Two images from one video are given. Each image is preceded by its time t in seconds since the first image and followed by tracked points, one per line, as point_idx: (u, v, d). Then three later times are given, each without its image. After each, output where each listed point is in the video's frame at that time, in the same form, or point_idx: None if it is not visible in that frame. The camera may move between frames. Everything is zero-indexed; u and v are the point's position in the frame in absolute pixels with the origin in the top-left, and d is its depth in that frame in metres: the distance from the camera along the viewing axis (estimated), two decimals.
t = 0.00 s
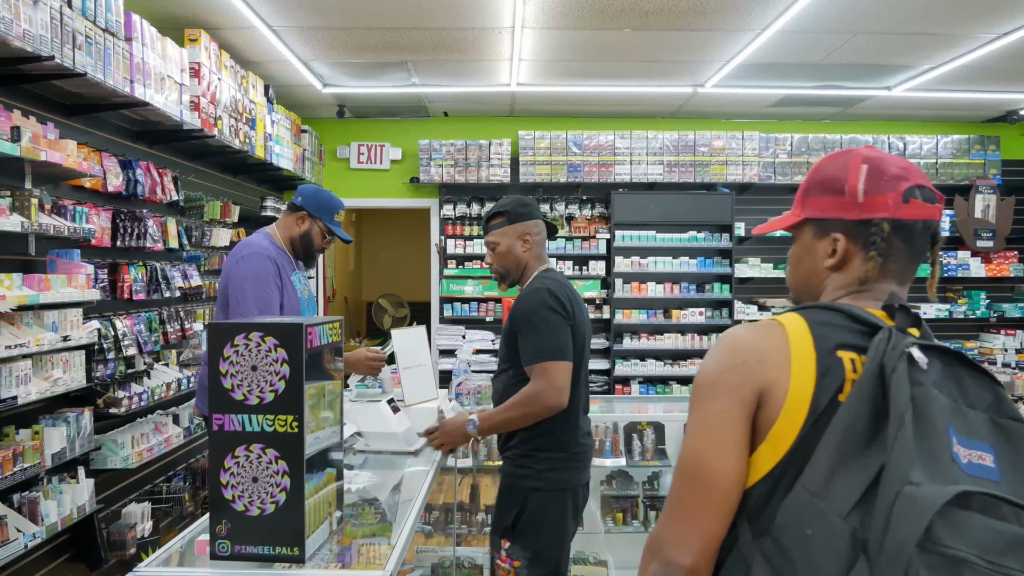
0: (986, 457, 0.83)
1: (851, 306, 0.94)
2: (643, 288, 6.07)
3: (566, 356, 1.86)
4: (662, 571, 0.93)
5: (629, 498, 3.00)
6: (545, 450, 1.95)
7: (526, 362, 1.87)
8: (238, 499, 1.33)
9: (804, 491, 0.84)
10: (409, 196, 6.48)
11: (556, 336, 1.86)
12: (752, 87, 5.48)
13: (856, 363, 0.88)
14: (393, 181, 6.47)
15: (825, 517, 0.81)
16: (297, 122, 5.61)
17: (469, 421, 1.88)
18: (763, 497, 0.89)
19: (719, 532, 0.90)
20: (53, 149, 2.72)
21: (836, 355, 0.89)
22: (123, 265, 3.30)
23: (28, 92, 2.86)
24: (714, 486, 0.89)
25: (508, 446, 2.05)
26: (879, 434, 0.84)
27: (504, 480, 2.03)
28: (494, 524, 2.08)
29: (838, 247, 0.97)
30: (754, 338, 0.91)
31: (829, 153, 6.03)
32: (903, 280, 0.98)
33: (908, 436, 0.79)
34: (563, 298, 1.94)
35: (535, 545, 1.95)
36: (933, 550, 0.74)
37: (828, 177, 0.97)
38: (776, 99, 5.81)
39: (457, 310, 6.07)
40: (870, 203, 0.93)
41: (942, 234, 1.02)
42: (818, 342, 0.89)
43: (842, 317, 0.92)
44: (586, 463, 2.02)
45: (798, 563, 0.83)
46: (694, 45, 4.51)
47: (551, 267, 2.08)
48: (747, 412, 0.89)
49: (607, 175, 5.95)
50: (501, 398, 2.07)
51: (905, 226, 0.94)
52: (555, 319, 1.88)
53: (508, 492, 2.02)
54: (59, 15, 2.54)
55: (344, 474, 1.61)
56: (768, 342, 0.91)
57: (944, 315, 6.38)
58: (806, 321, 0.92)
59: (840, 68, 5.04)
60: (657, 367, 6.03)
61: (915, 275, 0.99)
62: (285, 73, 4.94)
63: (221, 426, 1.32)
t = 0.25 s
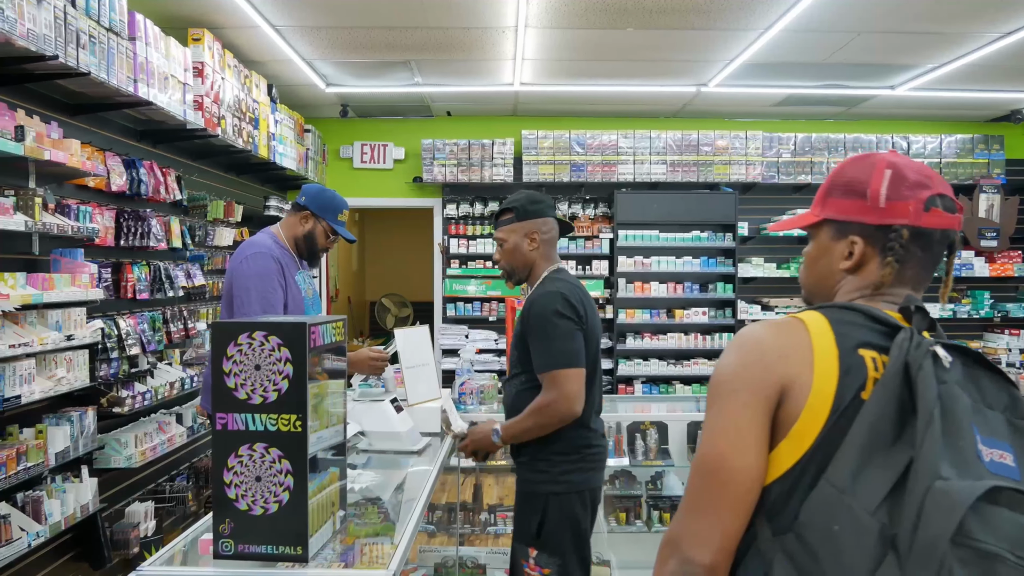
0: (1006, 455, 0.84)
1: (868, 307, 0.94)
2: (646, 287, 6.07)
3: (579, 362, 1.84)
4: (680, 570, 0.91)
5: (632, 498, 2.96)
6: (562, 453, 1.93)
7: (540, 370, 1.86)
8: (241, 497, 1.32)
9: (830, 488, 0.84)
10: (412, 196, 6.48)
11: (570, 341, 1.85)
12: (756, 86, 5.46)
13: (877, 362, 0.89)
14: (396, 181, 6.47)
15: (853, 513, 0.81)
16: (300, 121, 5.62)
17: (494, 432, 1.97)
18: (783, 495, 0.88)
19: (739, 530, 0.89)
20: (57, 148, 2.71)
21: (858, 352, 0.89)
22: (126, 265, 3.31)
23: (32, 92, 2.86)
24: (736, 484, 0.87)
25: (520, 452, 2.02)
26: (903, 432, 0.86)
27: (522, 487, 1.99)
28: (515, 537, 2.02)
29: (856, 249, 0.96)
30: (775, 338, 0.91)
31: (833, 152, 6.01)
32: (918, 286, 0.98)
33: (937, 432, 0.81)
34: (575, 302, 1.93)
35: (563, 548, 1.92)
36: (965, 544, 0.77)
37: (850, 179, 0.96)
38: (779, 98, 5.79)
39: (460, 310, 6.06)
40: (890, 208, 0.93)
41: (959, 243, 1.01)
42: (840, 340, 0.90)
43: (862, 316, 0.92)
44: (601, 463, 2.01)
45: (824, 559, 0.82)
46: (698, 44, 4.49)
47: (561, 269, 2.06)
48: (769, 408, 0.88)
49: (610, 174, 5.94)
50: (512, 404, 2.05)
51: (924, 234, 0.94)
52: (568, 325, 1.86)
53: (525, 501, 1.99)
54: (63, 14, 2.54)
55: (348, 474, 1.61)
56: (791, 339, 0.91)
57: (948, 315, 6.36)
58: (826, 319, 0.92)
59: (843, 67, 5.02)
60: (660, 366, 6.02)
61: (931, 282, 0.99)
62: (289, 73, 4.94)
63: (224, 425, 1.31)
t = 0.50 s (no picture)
0: None
1: (883, 306, 0.93)
2: (649, 287, 6.06)
3: (595, 374, 1.77)
4: (695, 564, 0.91)
5: (635, 498, 2.93)
6: (581, 457, 1.87)
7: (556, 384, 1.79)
8: (244, 497, 1.32)
9: (846, 482, 0.83)
10: (415, 196, 6.48)
11: (585, 353, 1.77)
12: (759, 86, 5.45)
13: (892, 358, 0.89)
14: (399, 181, 6.47)
15: (870, 506, 0.81)
16: (304, 122, 5.62)
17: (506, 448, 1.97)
18: (798, 489, 0.88)
19: (753, 524, 0.89)
20: (60, 148, 2.72)
21: (874, 347, 0.88)
22: (130, 265, 3.31)
23: (36, 92, 2.87)
24: (751, 477, 0.87)
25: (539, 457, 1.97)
26: (919, 426, 0.85)
27: (540, 491, 1.95)
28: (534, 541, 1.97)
29: (871, 250, 0.95)
30: (789, 334, 0.90)
31: (836, 152, 6.00)
32: (933, 288, 0.98)
33: (955, 426, 0.80)
34: (591, 313, 1.84)
35: (584, 554, 1.87)
36: (983, 535, 0.77)
37: (866, 182, 0.96)
38: (782, 98, 5.78)
39: (463, 310, 6.06)
40: (906, 209, 0.92)
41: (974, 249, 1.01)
42: (855, 335, 0.89)
43: (876, 313, 0.92)
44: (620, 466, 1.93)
45: (840, 553, 0.82)
46: (701, 44, 4.48)
47: (575, 274, 1.98)
48: (783, 402, 0.88)
49: (613, 174, 5.94)
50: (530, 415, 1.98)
51: (938, 236, 0.93)
52: (584, 338, 1.78)
53: (545, 505, 1.94)
54: (67, 14, 2.54)
55: (350, 473, 1.60)
56: (805, 333, 0.90)
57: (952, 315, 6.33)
58: (841, 315, 0.92)
59: (847, 67, 5.01)
60: (663, 367, 6.01)
61: (945, 286, 0.98)
62: (292, 73, 4.94)
63: (227, 425, 1.31)
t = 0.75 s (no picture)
0: None
1: (890, 304, 0.93)
2: (652, 287, 6.06)
3: (605, 387, 1.72)
4: (702, 563, 0.90)
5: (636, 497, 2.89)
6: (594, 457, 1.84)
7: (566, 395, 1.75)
8: (246, 496, 1.32)
9: (853, 479, 0.83)
10: (418, 195, 6.48)
11: (595, 366, 1.72)
12: (762, 86, 5.44)
13: (899, 356, 0.88)
14: (401, 180, 6.46)
15: (878, 504, 0.81)
16: (306, 121, 5.62)
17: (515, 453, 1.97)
18: (805, 487, 0.88)
19: (760, 523, 0.89)
20: (63, 147, 2.72)
21: (880, 345, 0.88)
22: (133, 264, 3.31)
23: (39, 92, 2.87)
24: (758, 476, 0.87)
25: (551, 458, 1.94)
26: (927, 423, 0.85)
27: (553, 492, 1.92)
28: (546, 541, 1.96)
29: (878, 249, 0.95)
30: (795, 332, 0.89)
31: (839, 151, 5.98)
32: (941, 286, 0.97)
33: (962, 422, 0.80)
34: (603, 322, 1.78)
35: (596, 556, 1.86)
36: (991, 532, 0.77)
37: (872, 180, 0.95)
38: (785, 97, 5.76)
39: (466, 310, 6.06)
40: (912, 208, 0.91)
41: (983, 245, 1.00)
42: (861, 332, 0.89)
43: (882, 311, 0.91)
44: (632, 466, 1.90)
45: (849, 551, 0.82)
46: (704, 43, 4.47)
47: (587, 278, 1.91)
48: (791, 400, 0.87)
49: (615, 174, 5.93)
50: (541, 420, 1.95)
51: (945, 233, 0.92)
52: (594, 350, 1.73)
53: (557, 506, 1.92)
54: (70, 13, 2.54)
55: (353, 472, 1.60)
56: (810, 332, 0.89)
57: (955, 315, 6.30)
58: (847, 312, 0.91)
59: (850, 67, 4.99)
60: (665, 366, 6.00)
61: (954, 283, 0.97)
62: (295, 72, 4.95)
63: (230, 424, 1.31)
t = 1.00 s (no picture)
0: None
1: (895, 304, 0.92)
2: (654, 288, 6.05)
3: (619, 394, 1.71)
4: (706, 567, 0.91)
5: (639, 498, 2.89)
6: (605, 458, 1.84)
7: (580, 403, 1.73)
8: (250, 496, 1.32)
9: (854, 483, 0.82)
10: (420, 196, 6.48)
11: (610, 374, 1.71)
12: (764, 86, 5.43)
13: (902, 358, 0.87)
14: (404, 181, 6.47)
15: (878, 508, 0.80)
16: (309, 122, 5.63)
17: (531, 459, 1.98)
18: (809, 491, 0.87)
19: (764, 527, 0.88)
20: (67, 148, 2.72)
21: (883, 347, 0.88)
22: (136, 265, 3.32)
23: (43, 93, 2.88)
24: (760, 479, 0.87)
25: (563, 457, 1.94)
26: (930, 426, 0.84)
27: (565, 492, 1.92)
28: (557, 543, 1.96)
29: (882, 248, 0.94)
30: (798, 336, 0.89)
31: (842, 152, 5.98)
32: (947, 283, 0.96)
33: (962, 425, 0.79)
34: (616, 328, 1.76)
35: (607, 557, 1.85)
36: (990, 537, 0.76)
37: (876, 178, 0.95)
38: (788, 98, 5.76)
39: (468, 310, 6.06)
40: (915, 205, 0.91)
41: (990, 241, 0.99)
42: (863, 335, 0.88)
43: (885, 312, 0.91)
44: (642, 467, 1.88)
45: (851, 555, 0.81)
46: (706, 44, 4.47)
47: (599, 283, 1.89)
48: (792, 403, 0.87)
49: (618, 175, 5.93)
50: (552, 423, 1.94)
51: (950, 230, 0.92)
52: (609, 357, 1.71)
53: (569, 506, 1.92)
54: (74, 14, 2.55)
55: (356, 472, 1.60)
56: (812, 334, 0.89)
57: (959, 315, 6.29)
58: (850, 314, 0.91)
59: (853, 67, 4.99)
60: (668, 367, 6.00)
61: (960, 280, 0.96)
62: (298, 73, 4.95)
63: (233, 424, 1.31)
